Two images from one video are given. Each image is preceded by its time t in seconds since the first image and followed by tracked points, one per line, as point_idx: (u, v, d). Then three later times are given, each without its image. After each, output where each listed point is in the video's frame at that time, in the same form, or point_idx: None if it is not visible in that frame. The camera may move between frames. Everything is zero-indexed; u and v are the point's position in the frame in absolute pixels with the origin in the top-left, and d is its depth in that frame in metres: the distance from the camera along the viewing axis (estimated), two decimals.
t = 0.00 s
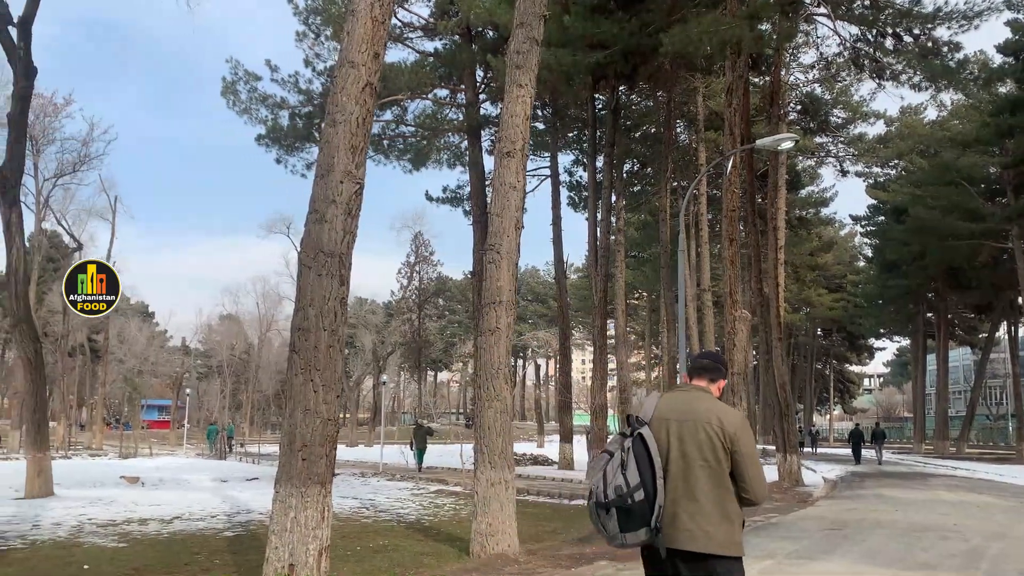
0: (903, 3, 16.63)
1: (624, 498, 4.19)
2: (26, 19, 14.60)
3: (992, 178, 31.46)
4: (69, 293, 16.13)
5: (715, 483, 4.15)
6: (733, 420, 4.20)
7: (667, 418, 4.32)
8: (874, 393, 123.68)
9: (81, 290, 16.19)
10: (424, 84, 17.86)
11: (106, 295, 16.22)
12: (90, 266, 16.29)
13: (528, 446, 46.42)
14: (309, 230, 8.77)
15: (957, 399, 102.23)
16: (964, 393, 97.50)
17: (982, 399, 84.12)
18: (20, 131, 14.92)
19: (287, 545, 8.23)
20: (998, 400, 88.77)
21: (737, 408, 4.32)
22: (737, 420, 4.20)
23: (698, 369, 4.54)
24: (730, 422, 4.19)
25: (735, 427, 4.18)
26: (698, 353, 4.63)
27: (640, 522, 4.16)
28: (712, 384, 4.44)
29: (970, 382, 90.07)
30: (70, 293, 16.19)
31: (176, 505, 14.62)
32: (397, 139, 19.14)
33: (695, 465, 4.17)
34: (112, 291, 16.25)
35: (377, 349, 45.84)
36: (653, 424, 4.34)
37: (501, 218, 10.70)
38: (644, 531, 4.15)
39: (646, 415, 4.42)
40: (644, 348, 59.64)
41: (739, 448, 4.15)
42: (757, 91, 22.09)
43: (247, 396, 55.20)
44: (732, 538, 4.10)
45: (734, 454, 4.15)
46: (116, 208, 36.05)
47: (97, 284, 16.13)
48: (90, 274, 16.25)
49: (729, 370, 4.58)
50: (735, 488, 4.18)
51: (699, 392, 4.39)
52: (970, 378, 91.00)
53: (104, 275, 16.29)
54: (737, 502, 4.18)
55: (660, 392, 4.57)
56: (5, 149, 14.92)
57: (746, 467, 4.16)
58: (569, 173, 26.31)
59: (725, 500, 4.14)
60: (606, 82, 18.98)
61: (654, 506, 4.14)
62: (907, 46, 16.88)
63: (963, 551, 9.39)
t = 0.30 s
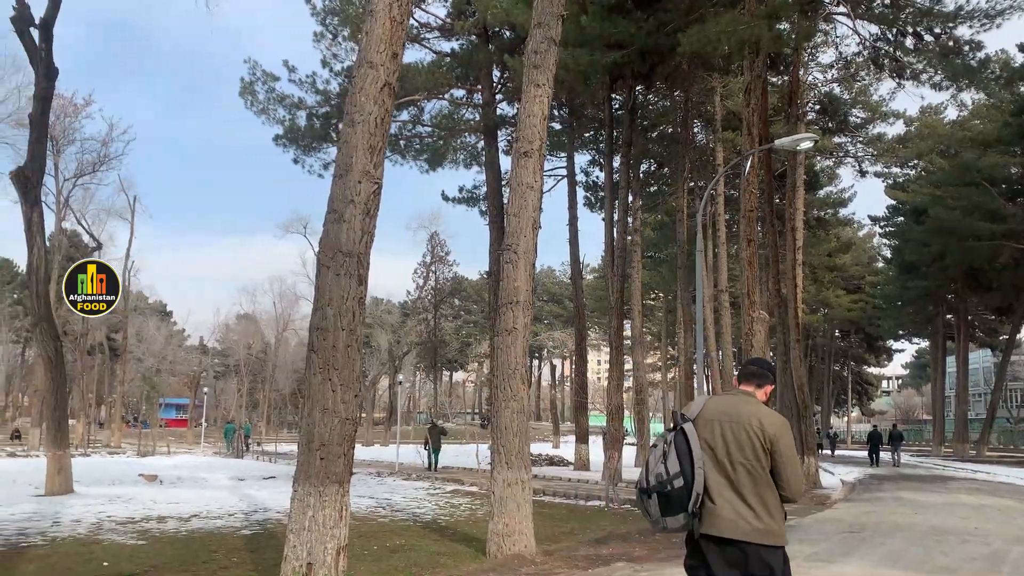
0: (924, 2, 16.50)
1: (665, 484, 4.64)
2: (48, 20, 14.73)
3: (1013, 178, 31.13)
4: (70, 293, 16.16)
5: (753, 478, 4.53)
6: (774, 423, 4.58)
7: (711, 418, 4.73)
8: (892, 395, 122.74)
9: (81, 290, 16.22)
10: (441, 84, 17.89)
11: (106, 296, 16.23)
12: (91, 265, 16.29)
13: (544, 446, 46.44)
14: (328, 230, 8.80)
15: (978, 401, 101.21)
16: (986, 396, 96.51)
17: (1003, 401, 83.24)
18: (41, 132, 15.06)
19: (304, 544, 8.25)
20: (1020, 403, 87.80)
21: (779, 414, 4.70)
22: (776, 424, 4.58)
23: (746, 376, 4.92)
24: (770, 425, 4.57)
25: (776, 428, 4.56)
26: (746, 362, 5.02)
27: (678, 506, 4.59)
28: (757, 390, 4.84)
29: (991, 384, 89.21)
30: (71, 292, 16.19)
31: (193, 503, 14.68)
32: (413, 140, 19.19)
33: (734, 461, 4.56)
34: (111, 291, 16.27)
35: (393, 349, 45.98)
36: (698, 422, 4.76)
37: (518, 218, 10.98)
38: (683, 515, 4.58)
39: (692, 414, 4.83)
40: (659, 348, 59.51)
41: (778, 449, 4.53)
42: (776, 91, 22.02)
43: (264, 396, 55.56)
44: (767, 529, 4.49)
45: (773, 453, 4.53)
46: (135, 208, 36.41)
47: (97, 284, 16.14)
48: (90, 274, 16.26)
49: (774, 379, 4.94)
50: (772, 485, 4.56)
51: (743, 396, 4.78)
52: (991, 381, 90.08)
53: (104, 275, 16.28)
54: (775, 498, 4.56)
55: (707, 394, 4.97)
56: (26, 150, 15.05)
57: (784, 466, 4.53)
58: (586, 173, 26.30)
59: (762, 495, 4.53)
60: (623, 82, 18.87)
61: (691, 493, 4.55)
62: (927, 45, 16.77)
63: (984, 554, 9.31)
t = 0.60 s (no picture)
0: None
1: (733, 486, 4.91)
2: (71, 23, 14.89)
3: None
4: (69, 293, 15.00)
5: (814, 477, 4.79)
6: (829, 424, 4.84)
7: (770, 421, 4.99)
8: (912, 396, 121.63)
9: (81, 291, 15.08)
10: (459, 84, 17.94)
11: (108, 297, 15.18)
12: (95, 268, 15.16)
13: (562, 446, 46.49)
14: (348, 231, 8.84)
15: (1002, 403, 100.10)
16: (1010, 397, 95.37)
17: None
18: (65, 134, 15.22)
19: (324, 543, 8.29)
20: None
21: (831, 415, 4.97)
22: (832, 425, 4.84)
23: (797, 381, 5.18)
24: (827, 426, 4.83)
25: (831, 430, 4.82)
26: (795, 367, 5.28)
27: (746, 506, 4.87)
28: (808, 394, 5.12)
29: (1016, 385, 88.23)
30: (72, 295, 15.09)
31: (215, 502, 14.80)
32: (431, 140, 19.26)
33: (793, 462, 4.82)
34: (113, 292, 15.16)
35: (411, 349, 46.21)
36: (758, 426, 5.02)
37: (536, 219, 11.06)
38: (751, 514, 4.85)
39: (751, 418, 5.09)
40: (678, 349, 59.41)
41: (833, 450, 4.79)
42: (795, 90, 21.94)
43: (283, 395, 55.94)
44: (827, 525, 4.76)
45: (829, 454, 4.79)
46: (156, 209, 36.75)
47: (97, 284, 15.00)
48: (93, 275, 15.14)
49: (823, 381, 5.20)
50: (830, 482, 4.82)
51: (797, 399, 5.04)
52: (1016, 382, 89.05)
53: (105, 276, 15.15)
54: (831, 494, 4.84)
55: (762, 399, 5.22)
56: (49, 151, 15.22)
57: (841, 464, 4.80)
58: (604, 173, 26.30)
59: (822, 491, 4.80)
60: (641, 81, 18.82)
61: (759, 495, 4.84)
62: (950, 43, 16.65)
63: (1009, 557, 9.23)
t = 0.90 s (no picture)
0: None
1: (785, 487, 5.16)
2: (100, 26, 15.09)
3: None
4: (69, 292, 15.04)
5: (860, 477, 5.10)
6: (872, 428, 5.16)
7: (817, 425, 5.28)
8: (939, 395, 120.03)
9: (81, 290, 15.06)
10: (482, 83, 17.98)
11: (109, 296, 15.14)
12: (95, 268, 15.09)
13: (584, 445, 46.51)
14: (372, 230, 8.89)
15: None
16: None
17: None
18: (93, 135, 15.43)
19: (350, 541, 8.34)
20: None
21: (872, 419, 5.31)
22: (875, 428, 5.17)
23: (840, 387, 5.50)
24: (872, 429, 5.16)
25: (874, 434, 5.14)
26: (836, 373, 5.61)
27: (798, 506, 5.12)
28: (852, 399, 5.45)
29: None
30: (73, 294, 15.02)
31: (241, 499, 14.95)
32: (454, 139, 19.32)
33: (842, 464, 5.12)
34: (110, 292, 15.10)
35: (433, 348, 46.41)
36: (805, 430, 5.31)
37: (559, 217, 11.08)
38: (802, 514, 5.11)
39: (799, 423, 5.36)
40: (701, 347, 59.15)
41: (877, 452, 5.12)
42: (820, 86, 21.76)
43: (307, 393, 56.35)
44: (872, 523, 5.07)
45: (873, 455, 5.11)
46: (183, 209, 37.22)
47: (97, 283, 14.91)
48: (92, 275, 15.09)
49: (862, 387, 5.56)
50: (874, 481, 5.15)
51: (841, 405, 5.36)
52: None
53: (102, 277, 15.07)
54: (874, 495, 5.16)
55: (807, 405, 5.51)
56: (79, 152, 15.44)
57: (884, 464, 5.14)
58: (626, 171, 26.25)
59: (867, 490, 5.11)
60: (664, 79, 18.76)
61: (809, 497, 5.11)
62: (979, 37, 16.45)
63: None
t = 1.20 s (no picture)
0: None
1: (819, 473, 5.79)
2: (128, 27, 15.28)
3: None
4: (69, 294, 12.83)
5: (892, 467, 5.61)
6: (906, 421, 5.65)
7: (854, 417, 5.85)
8: (971, 394, 117.94)
9: (80, 291, 12.88)
10: (506, 82, 17.99)
11: (108, 295, 13.08)
12: (96, 266, 12.93)
13: (610, 444, 46.42)
14: (397, 228, 8.92)
15: None
16: None
17: None
18: (122, 135, 15.62)
19: (375, 537, 8.37)
20: None
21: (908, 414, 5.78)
22: (907, 421, 5.65)
23: (880, 384, 6.01)
24: (903, 422, 5.65)
25: (908, 425, 5.63)
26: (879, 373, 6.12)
27: (831, 491, 5.73)
28: (890, 394, 5.96)
29: None
30: (78, 292, 12.99)
31: (267, 496, 15.10)
32: (478, 137, 19.35)
33: (875, 454, 5.66)
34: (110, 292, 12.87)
35: (459, 346, 46.65)
36: (843, 423, 5.89)
37: (584, 215, 11.06)
38: (834, 498, 5.71)
39: (837, 416, 5.97)
40: (727, 346, 58.77)
41: (910, 442, 5.60)
42: (848, 81, 21.52)
43: (332, 391, 56.76)
44: (904, 508, 5.55)
45: (906, 446, 5.61)
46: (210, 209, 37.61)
47: (97, 283, 12.90)
48: (93, 273, 12.97)
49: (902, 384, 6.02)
50: (906, 470, 5.62)
51: (877, 401, 5.89)
52: None
53: (101, 277, 12.89)
54: (909, 483, 5.63)
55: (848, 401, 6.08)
56: (108, 152, 15.63)
57: (916, 455, 5.60)
58: (651, 168, 26.13)
59: (900, 479, 5.60)
60: (690, 75, 18.68)
61: (842, 483, 5.70)
62: (1011, 31, 16.15)
63: None
